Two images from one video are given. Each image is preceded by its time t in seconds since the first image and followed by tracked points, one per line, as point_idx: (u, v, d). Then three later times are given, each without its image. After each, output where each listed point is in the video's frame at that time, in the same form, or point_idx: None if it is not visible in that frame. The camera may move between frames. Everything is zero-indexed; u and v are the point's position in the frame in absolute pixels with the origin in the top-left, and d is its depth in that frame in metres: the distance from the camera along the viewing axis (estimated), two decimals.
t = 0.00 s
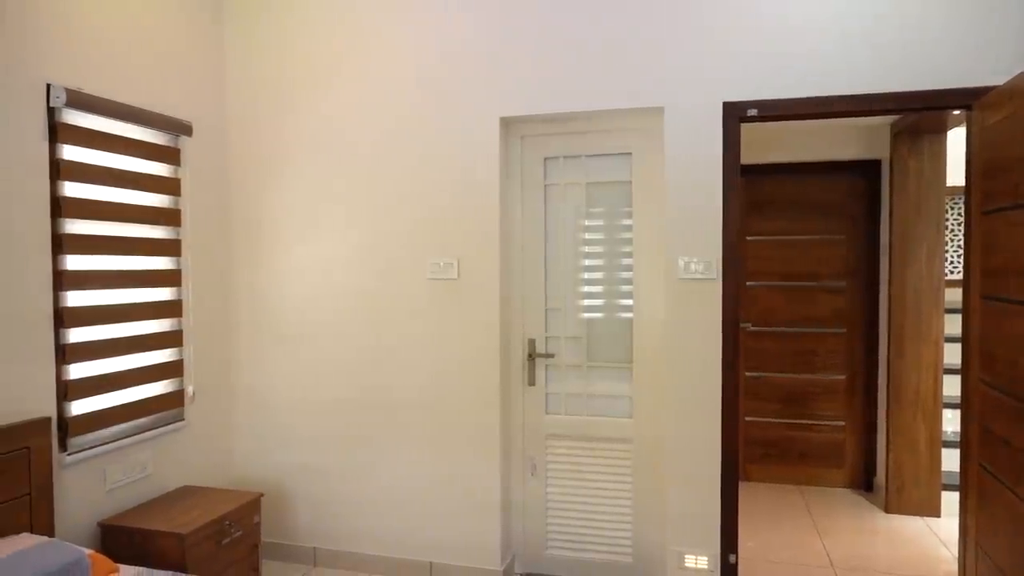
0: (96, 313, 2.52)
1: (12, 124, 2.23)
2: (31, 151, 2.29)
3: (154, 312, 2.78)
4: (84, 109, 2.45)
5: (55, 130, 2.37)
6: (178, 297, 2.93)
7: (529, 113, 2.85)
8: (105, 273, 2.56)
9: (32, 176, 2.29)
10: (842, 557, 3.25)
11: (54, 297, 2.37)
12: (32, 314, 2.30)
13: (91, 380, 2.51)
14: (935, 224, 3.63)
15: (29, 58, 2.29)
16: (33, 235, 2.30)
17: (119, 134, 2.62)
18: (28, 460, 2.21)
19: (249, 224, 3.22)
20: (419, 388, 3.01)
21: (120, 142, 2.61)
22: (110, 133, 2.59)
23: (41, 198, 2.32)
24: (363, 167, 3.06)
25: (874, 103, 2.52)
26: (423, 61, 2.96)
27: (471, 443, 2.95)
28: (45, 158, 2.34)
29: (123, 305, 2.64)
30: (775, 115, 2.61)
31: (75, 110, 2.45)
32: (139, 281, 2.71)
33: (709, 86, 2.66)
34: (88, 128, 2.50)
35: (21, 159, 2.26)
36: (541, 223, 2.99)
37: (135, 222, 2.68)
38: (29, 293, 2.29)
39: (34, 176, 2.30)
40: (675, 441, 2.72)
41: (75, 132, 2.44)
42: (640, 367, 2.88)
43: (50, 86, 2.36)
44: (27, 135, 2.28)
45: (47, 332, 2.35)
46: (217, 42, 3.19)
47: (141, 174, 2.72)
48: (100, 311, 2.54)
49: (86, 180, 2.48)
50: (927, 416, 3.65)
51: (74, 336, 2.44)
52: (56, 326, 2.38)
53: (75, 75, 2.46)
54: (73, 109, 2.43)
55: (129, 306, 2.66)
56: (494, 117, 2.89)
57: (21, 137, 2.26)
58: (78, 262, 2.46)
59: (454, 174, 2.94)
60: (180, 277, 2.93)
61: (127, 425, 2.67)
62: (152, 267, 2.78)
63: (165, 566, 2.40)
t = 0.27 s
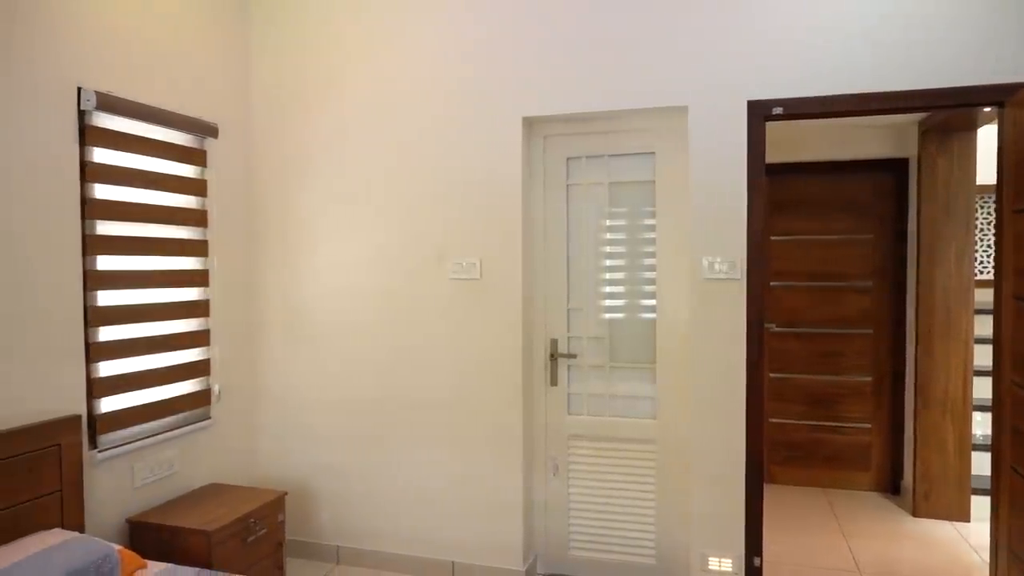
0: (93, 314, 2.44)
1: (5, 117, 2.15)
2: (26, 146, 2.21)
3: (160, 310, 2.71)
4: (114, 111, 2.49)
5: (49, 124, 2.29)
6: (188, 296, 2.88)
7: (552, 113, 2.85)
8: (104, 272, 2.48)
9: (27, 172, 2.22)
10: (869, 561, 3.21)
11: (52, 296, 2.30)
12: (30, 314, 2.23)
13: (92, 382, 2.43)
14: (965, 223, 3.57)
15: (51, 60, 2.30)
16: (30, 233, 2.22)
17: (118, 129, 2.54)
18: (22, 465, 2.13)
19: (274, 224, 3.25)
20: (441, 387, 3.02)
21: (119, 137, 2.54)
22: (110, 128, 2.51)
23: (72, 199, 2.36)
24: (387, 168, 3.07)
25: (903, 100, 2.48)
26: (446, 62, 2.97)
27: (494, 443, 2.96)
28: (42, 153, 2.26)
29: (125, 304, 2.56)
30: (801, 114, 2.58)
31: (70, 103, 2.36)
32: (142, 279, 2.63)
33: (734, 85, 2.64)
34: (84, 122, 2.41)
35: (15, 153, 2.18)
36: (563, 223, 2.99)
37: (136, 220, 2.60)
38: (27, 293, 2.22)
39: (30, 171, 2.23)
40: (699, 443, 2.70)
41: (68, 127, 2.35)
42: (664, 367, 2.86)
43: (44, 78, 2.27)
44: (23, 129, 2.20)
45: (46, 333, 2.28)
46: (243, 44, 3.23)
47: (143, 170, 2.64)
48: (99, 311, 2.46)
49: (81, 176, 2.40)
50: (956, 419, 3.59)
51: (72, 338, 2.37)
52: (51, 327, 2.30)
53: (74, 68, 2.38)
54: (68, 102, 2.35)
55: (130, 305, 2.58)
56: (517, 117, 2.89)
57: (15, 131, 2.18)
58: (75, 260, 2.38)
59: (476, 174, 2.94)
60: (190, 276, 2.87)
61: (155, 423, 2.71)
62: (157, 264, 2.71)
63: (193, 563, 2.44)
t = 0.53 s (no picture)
0: (94, 315, 2.37)
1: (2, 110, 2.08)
2: (23, 140, 2.15)
3: (172, 312, 2.66)
4: (145, 114, 2.53)
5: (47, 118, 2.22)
6: (202, 297, 2.83)
7: (577, 113, 2.85)
8: (106, 272, 2.41)
9: (24, 167, 2.15)
10: (900, 566, 3.15)
11: (54, 295, 2.24)
12: (29, 314, 2.16)
13: (94, 385, 2.37)
14: (1000, 222, 3.49)
15: (85, 62, 2.34)
16: (29, 229, 2.16)
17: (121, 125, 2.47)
18: (22, 471, 2.06)
19: (301, 224, 3.28)
20: (467, 387, 3.03)
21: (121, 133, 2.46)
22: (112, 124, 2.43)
23: (104, 201, 2.40)
24: (413, 168, 3.09)
25: (936, 97, 2.43)
26: (472, 62, 2.98)
27: (519, 443, 2.96)
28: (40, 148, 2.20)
29: (131, 305, 2.50)
30: (831, 112, 2.55)
31: (69, 97, 2.29)
32: (150, 280, 2.57)
33: (762, 83, 2.61)
34: (84, 117, 2.34)
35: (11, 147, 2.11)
36: (589, 223, 2.98)
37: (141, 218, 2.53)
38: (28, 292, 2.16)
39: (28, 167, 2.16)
40: (726, 445, 2.67)
41: (67, 122, 2.28)
42: (691, 368, 2.83)
43: (43, 70, 2.21)
44: (20, 122, 2.14)
45: (47, 334, 2.22)
46: (272, 46, 3.26)
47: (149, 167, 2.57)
48: (102, 311, 2.40)
49: (81, 173, 2.33)
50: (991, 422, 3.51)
51: (73, 340, 2.30)
52: (51, 328, 2.23)
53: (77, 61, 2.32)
54: (66, 96, 2.28)
55: (136, 307, 2.52)
56: (542, 117, 2.89)
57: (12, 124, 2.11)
58: (77, 260, 2.32)
59: (502, 174, 2.95)
60: (206, 276, 2.83)
61: (185, 420, 2.75)
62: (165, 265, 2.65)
63: (223, 559, 2.47)
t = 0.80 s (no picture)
0: (95, 317, 2.31)
1: None
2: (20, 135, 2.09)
3: (176, 313, 2.60)
4: (174, 116, 2.57)
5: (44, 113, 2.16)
6: (213, 297, 2.77)
7: (601, 112, 2.84)
8: (108, 273, 2.35)
9: (21, 163, 2.09)
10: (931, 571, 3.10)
11: (55, 296, 2.19)
12: (28, 314, 2.11)
13: (94, 388, 2.30)
14: None
15: (115, 66, 2.38)
16: (28, 227, 2.11)
17: (121, 122, 2.40)
18: (33, 473, 2.04)
19: (326, 225, 3.31)
20: (490, 387, 3.04)
21: (120, 131, 2.40)
22: (111, 120, 2.37)
23: (135, 202, 2.44)
24: (436, 169, 3.10)
25: (968, 94, 2.39)
26: (495, 62, 2.99)
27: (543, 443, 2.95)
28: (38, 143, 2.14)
29: (132, 307, 2.43)
30: (860, 109, 2.51)
31: (68, 92, 2.23)
32: (153, 281, 2.51)
33: (789, 80, 2.58)
34: (83, 112, 2.28)
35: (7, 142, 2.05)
36: (613, 223, 2.97)
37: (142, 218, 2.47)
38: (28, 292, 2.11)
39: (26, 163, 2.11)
40: (752, 446, 2.65)
41: (65, 118, 2.22)
42: (716, 369, 2.81)
43: (41, 65, 2.15)
44: (18, 117, 2.08)
45: (47, 334, 2.16)
46: (297, 49, 3.29)
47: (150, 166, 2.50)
48: (103, 313, 2.34)
49: (82, 170, 2.27)
50: None
51: (75, 342, 2.24)
52: (51, 330, 2.17)
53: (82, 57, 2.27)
54: (65, 91, 2.22)
55: (138, 309, 2.46)
56: (566, 117, 2.88)
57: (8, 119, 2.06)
58: (77, 261, 2.26)
59: (526, 174, 2.95)
60: (217, 276, 2.77)
61: (213, 418, 2.79)
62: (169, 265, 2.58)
63: (251, 555, 2.51)
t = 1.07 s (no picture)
0: (96, 319, 2.25)
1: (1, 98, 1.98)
2: (20, 130, 2.03)
3: (182, 314, 2.55)
4: (203, 118, 2.61)
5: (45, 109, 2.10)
6: (225, 296, 2.73)
7: (625, 112, 2.83)
8: (110, 274, 2.30)
9: (21, 159, 2.03)
10: None
11: (59, 297, 2.14)
12: (29, 315, 2.05)
13: (97, 392, 2.25)
14: None
15: (145, 69, 2.42)
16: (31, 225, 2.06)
17: (123, 120, 2.35)
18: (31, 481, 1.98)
19: (352, 225, 3.34)
20: (514, 387, 3.04)
21: (122, 129, 2.34)
22: (112, 118, 2.31)
23: (164, 203, 2.48)
24: (460, 169, 3.11)
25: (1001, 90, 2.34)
26: (519, 63, 2.99)
27: (566, 444, 2.95)
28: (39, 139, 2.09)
29: (134, 310, 2.38)
30: (889, 107, 2.47)
31: (69, 88, 2.17)
32: (156, 283, 2.46)
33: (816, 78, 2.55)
34: (85, 109, 2.22)
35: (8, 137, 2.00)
36: (637, 223, 2.95)
37: (145, 219, 2.41)
38: (33, 292, 2.06)
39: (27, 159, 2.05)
40: (778, 448, 2.62)
41: (67, 114, 2.17)
42: (742, 370, 2.78)
43: (43, 59, 2.10)
44: (19, 112, 2.03)
45: (46, 336, 2.10)
46: (323, 51, 3.32)
47: (153, 166, 2.44)
48: (105, 315, 2.28)
49: (85, 168, 2.22)
50: None
51: (78, 346, 2.19)
52: (52, 332, 2.12)
53: (93, 54, 2.24)
54: (67, 87, 2.17)
55: (140, 312, 2.40)
56: (590, 117, 2.88)
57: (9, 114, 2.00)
58: (77, 262, 2.19)
59: (550, 175, 2.95)
60: (230, 275, 2.74)
61: (241, 417, 2.82)
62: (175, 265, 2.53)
63: (277, 552, 2.53)
